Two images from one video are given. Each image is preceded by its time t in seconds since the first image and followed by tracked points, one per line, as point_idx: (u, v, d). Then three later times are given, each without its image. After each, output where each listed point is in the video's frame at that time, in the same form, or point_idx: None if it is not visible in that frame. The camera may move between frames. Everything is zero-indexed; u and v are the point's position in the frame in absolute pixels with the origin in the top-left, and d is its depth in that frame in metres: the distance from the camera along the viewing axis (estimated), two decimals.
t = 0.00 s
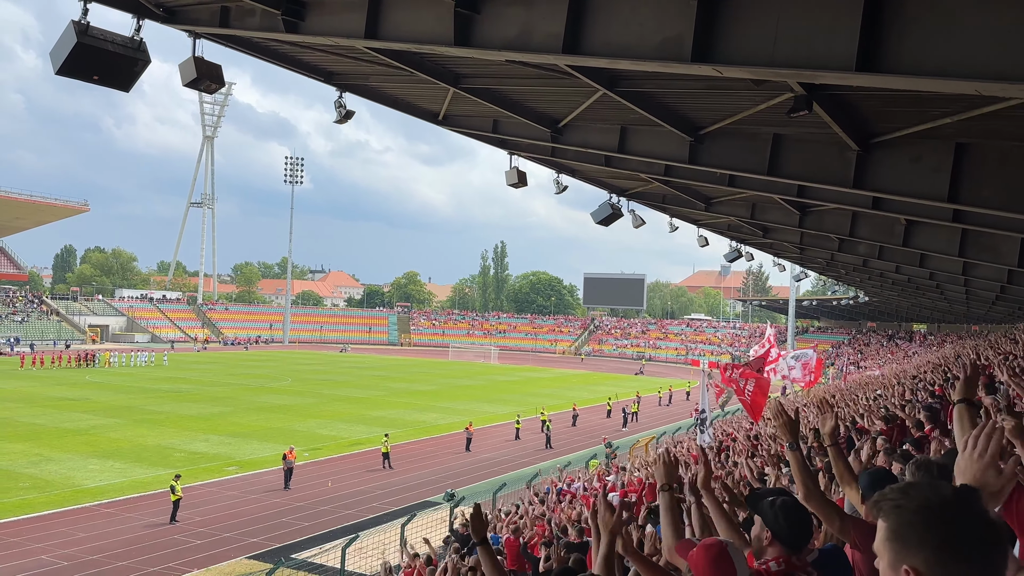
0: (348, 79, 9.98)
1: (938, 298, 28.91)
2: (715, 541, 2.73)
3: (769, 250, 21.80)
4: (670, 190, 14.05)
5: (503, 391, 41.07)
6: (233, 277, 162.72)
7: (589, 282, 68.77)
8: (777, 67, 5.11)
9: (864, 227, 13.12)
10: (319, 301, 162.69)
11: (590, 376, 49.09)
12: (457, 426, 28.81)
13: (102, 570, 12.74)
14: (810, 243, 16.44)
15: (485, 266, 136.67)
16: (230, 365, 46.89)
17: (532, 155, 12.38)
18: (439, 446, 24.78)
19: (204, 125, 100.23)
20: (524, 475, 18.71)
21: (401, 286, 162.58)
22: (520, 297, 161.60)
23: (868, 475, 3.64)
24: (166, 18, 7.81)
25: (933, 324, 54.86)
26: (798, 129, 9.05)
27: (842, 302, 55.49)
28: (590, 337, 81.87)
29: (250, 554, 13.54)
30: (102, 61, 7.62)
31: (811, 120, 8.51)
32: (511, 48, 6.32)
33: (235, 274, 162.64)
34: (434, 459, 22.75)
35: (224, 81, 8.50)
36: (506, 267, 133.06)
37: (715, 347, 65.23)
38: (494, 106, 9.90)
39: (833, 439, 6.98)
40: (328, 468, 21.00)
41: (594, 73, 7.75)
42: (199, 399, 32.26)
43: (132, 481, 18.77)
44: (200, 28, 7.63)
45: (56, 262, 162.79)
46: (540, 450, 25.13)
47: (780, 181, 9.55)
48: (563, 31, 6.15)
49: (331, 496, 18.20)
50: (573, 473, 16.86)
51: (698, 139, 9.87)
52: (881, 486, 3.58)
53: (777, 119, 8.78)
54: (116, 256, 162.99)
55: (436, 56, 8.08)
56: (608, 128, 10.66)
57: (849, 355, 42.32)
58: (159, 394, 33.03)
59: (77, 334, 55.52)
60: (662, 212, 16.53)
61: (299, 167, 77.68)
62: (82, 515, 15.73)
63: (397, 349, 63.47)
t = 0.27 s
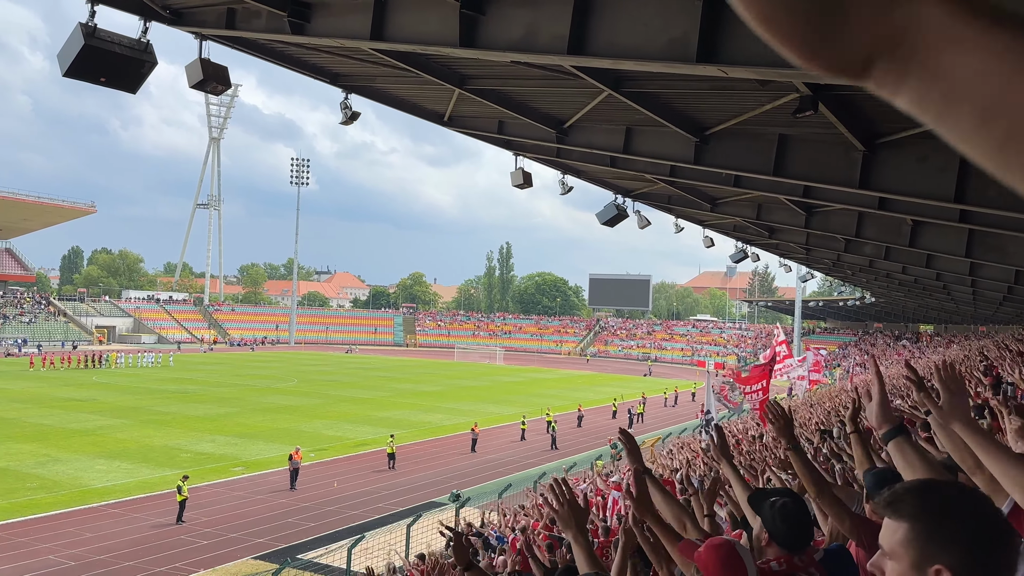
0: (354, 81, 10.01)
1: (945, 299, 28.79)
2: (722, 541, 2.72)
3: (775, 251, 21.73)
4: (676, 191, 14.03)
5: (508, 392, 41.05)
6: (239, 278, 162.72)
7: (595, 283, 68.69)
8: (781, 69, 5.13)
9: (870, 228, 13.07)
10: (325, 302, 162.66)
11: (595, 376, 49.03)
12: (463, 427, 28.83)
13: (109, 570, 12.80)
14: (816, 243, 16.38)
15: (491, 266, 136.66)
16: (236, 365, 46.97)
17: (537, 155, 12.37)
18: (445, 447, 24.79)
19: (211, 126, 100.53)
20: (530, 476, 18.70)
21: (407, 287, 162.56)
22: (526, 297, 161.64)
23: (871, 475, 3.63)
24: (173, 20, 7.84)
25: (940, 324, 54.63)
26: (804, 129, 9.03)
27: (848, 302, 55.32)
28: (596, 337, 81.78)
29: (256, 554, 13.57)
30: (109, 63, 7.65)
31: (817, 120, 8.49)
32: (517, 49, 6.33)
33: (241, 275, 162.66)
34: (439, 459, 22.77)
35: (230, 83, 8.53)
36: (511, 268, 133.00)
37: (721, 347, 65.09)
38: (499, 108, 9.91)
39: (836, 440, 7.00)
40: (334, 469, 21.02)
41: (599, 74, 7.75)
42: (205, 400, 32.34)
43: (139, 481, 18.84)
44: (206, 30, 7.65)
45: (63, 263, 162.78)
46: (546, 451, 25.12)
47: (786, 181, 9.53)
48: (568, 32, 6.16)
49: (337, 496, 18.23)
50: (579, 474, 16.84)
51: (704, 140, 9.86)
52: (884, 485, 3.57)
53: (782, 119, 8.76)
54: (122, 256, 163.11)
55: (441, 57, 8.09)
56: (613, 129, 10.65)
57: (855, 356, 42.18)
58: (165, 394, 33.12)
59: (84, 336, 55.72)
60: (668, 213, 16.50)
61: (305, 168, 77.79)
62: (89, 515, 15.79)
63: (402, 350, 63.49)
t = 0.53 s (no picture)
0: (363, 83, 10.04)
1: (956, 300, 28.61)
2: (732, 542, 2.71)
3: (784, 252, 21.62)
4: (684, 191, 13.99)
5: (517, 393, 41.02)
6: (248, 279, 162.73)
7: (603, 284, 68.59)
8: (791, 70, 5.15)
9: (880, 229, 12.98)
10: (334, 303, 162.66)
11: (604, 378, 48.97)
12: (471, 428, 28.83)
13: (120, 570, 12.86)
14: (826, 245, 16.29)
15: (499, 268, 136.68)
16: (245, 366, 47.11)
17: (546, 156, 12.36)
18: (453, 448, 24.81)
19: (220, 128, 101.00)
20: (538, 477, 18.68)
21: (415, 288, 162.60)
22: (534, 299, 161.61)
23: (881, 476, 3.59)
24: (183, 22, 7.88)
25: (951, 326, 54.30)
26: (813, 130, 8.99)
27: (858, 304, 55.00)
28: (604, 338, 81.67)
29: (265, 554, 13.63)
30: (119, 65, 7.71)
31: (826, 121, 8.47)
32: (526, 50, 6.33)
33: (250, 277, 162.68)
34: (448, 460, 22.79)
35: (240, 85, 8.58)
36: (520, 269, 132.95)
37: (730, 349, 64.88)
38: (507, 109, 9.92)
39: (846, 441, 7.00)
40: (342, 469, 21.09)
41: (608, 75, 7.75)
42: (215, 401, 32.48)
43: (149, 481, 18.95)
44: (216, 32, 7.68)
45: (74, 265, 162.87)
46: (555, 452, 25.08)
47: (795, 182, 9.50)
48: (577, 33, 6.17)
49: (346, 497, 18.27)
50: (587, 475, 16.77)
51: (712, 141, 9.82)
52: (895, 486, 3.54)
53: (791, 120, 8.73)
54: (132, 258, 163.27)
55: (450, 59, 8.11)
56: (622, 130, 10.63)
57: (865, 357, 41.94)
58: (175, 395, 33.27)
59: (95, 337, 55.99)
60: (677, 214, 16.44)
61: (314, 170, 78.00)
62: (99, 516, 15.89)
63: (411, 352, 63.49)
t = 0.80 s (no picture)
0: (375, 84, 10.08)
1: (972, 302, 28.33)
2: (746, 545, 2.68)
3: (797, 253, 21.48)
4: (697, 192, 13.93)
5: (528, 395, 40.99)
6: (262, 280, 162.73)
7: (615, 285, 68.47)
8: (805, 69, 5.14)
9: (894, 229, 12.86)
10: (346, 304, 162.60)
11: (616, 379, 48.85)
12: (483, 429, 28.87)
13: (134, 570, 12.98)
14: (840, 246, 16.17)
15: (510, 269, 136.66)
16: (258, 367, 47.36)
17: (557, 157, 12.35)
18: (465, 449, 24.85)
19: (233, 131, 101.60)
20: (550, 478, 18.66)
21: (427, 289, 162.73)
22: (546, 300, 161.68)
23: (898, 478, 3.54)
24: (197, 25, 7.94)
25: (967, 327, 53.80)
26: (826, 130, 8.94)
27: (872, 305, 54.58)
28: (616, 339, 81.49)
29: (278, 554, 13.72)
30: (134, 67, 7.79)
31: (840, 121, 8.41)
32: (538, 51, 6.33)
33: (263, 278, 162.69)
34: (460, 461, 22.83)
35: (253, 86, 8.64)
36: (531, 270, 132.94)
37: (742, 350, 64.58)
38: (519, 110, 9.93)
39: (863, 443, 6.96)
40: (354, 470, 21.17)
41: (620, 76, 7.74)
42: (228, 402, 32.69)
43: (164, 482, 19.10)
44: (229, 35, 7.74)
45: (89, 266, 162.69)
46: (566, 453, 25.05)
47: (808, 183, 9.43)
48: (589, 33, 6.16)
49: (358, 498, 18.34)
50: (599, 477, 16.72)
51: (725, 141, 9.78)
52: (911, 489, 3.48)
53: (804, 120, 8.69)
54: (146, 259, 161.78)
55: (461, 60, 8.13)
56: (634, 131, 10.60)
57: (879, 358, 41.65)
58: (189, 396, 33.51)
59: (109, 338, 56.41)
60: (689, 214, 16.38)
61: (326, 171, 78.34)
62: (114, 515, 16.05)
63: (423, 352, 63.56)
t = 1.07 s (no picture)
0: (389, 86, 10.13)
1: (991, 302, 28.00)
2: (760, 545, 2.66)
3: (813, 253, 21.32)
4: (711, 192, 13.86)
5: (542, 395, 40.95)
6: (277, 281, 162.67)
7: (629, 286, 68.32)
8: (823, 68, 5.14)
9: (911, 229, 12.73)
10: (360, 305, 162.64)
11: (630, 380, 48.71)
12: (497, 429, 28.86)
13: (150, 569, 13.10)
14: (856, 245, 16.03)
15: (524, 270, 136.71)
16: (273, 368, 47.66)
17: (571, 158, 12.35)
18: (479, 449, 24.88)
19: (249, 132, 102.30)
20: (564, 479, 18.63)
21: (441, 290, 162.80)
22: (560, 300, 161.62)
23: (913, 479, 3.50)
24: (212, 28, 8.01)
25: (986, 327, 53.20)
26: (843, 129, 8.87)
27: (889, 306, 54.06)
28: (630, 340, 81.30)
29: (293, 554, 13.80)
30: (151, 70, 7.87)
31: (856, 120, 8.34)
32: (552, 52, 6.33)
33: (279, 279, 162.68)
34: (474, 462, 22.85)
35: (268, 88, 8.70)
36: (545, 270, 132.83)
37: (758, 351, 64.22)
38: (533, 111, 9.94)
39: (880, 444, 6.91)
40: (369, 470, 21.25)
41: (634, 76, 7.72)
42: (244, 402, 32.94)
43: (180, 481, 19.29)
44: (245, 37, 7.80)
45: (106, 266, 162.72)
46: (580, 454, 25.00)
47: (824, 182, 9.36)
48: (603, 33, 6.15)
49: (373, 498, 18.42)
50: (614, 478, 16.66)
51: (740, 141, 9.72)
52: (928, 491, 3.44)
53: (820, 120, 8.63)
54: (162, 260, 162.75)
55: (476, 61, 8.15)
56: (648, 131, 10.58)
57: (897, 359, 41.25)
58: (205, 396, 33.81)
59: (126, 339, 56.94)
60: (704, 214, 16.30)
61: (341, 173, 78.71)
62: (131, 515, 16.22)
63: (437, 353, 63.56)
